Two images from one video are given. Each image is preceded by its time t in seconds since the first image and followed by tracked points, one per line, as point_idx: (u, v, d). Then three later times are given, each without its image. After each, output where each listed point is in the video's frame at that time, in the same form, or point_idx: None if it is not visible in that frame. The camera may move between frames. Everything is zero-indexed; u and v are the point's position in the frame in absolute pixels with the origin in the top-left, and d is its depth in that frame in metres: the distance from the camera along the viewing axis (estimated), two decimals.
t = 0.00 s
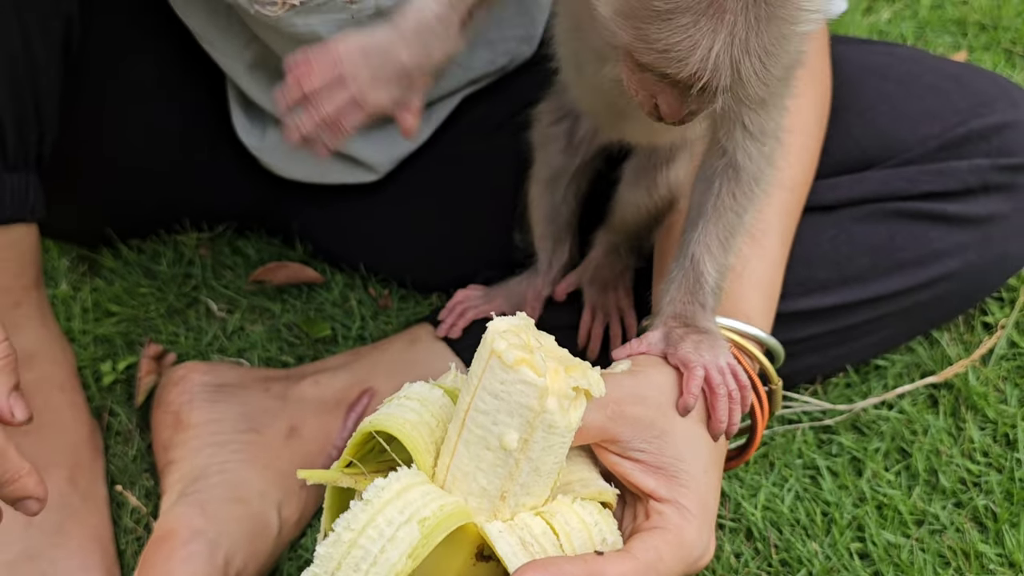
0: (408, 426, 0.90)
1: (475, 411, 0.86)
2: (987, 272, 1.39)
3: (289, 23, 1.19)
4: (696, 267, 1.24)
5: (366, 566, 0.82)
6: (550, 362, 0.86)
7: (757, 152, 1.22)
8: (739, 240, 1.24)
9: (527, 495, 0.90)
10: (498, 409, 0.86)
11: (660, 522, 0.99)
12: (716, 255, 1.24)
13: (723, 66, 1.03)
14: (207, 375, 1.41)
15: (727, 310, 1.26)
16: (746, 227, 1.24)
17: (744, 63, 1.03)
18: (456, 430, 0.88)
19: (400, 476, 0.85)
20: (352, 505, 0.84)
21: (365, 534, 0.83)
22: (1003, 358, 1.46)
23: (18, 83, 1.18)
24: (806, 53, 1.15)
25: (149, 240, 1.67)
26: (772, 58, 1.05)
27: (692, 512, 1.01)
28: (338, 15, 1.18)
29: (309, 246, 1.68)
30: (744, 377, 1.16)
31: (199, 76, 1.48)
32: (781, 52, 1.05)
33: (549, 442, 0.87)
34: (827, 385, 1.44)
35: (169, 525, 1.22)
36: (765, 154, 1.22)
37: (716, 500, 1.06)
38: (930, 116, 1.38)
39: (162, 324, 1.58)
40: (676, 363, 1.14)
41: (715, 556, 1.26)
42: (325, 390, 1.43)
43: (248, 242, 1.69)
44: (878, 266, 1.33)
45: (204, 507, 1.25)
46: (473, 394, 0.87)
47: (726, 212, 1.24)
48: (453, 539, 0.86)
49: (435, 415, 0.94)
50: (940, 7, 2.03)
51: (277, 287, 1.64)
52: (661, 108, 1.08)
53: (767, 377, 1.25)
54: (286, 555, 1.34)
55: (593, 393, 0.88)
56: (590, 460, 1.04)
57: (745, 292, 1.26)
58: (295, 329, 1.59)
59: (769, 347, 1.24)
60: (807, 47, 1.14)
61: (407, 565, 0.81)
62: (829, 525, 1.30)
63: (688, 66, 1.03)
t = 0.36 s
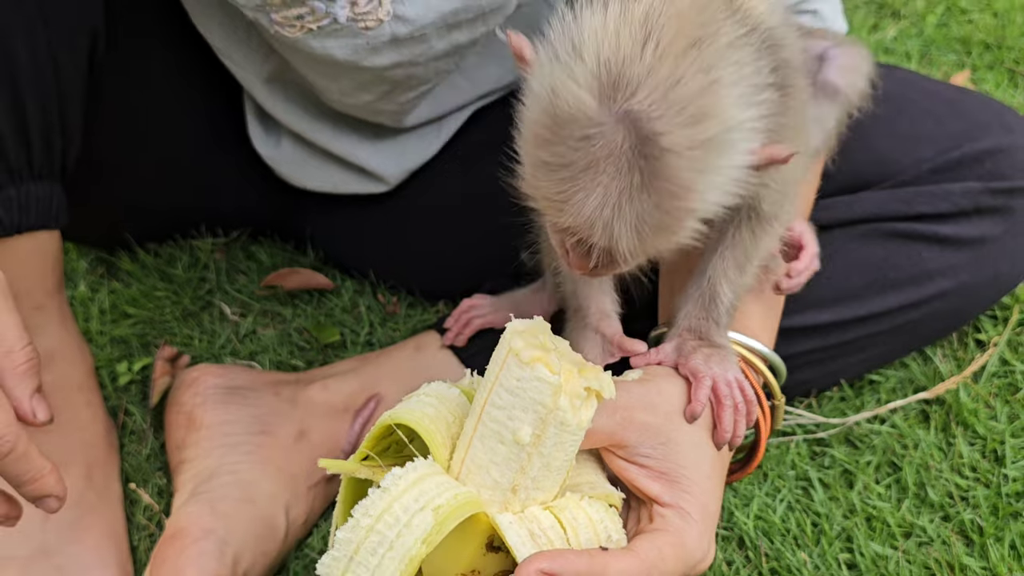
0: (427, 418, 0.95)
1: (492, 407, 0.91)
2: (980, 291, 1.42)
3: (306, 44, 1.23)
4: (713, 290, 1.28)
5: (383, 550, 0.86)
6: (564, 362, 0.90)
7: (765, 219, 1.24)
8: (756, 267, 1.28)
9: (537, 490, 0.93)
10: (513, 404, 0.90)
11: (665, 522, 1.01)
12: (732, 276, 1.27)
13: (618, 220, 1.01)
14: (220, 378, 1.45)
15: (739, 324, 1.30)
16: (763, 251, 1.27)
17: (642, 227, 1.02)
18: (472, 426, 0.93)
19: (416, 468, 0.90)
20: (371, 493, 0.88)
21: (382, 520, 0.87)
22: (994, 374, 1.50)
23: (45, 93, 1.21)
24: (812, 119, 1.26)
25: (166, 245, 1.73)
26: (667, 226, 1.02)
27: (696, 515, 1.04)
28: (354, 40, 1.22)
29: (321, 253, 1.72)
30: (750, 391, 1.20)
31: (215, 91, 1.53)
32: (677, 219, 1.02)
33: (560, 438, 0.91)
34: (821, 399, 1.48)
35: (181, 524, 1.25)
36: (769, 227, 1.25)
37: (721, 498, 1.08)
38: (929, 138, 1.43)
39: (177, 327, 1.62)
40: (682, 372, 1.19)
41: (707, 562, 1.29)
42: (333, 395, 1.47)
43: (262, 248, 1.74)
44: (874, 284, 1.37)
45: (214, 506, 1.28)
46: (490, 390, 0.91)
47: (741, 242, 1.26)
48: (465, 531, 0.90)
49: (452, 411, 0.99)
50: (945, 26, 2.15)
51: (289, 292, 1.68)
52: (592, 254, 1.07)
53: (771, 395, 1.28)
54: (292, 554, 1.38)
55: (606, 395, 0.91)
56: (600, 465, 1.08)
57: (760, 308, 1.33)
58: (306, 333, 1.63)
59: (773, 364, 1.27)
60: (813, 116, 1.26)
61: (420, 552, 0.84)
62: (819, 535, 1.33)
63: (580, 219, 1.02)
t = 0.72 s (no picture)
0: (426, 415, 0.97)
1: (489, 404, 0.94)
2: (975, 300, 1.44)
3: (309, 51, 1.26)
4: (716, 305, 1.29)
5: (379, 541, 0.88)
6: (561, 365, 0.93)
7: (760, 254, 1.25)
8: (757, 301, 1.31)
9: (530, 487, 0.96)
10: (511, 403, 0.93)
11: (653, 526, 1.03)
12: (738, 297, 1.29)
13: (533, 276, 0.99)
14: (224, 376, 1.48)
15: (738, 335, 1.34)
16: (772, 279, 1.29)
17: (557, 280, 0.99)
18: (469, 423, 0.95)
19: (414, 462, 0.92)
20: (367, 487, 0.90)
21: (378, 513, 0.89)
22: (988, 382, 1.53)
23: (54, 93, 1.23)
24: (814, 172, 1.23)
25: (172, 244, 1.75)
26: (589, 280, 1.00)
27: (686, 519, 1.06)
28: (355, 50, 1.25)
29: (326, 254, 1.75)
30: (745, 403, 1.21)
31: (219, 96, 1.55)
32: (598, 273, 1.00)
33: (555, 438, 0.93)
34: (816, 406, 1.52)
35: (183, 519, 1.27)
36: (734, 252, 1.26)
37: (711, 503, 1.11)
38: (924, 149, 1.49)
39: (182, 324, 1.64)
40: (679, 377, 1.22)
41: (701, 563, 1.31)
42: (334, 394, 1.49)
43: (267, 248, 1.77)
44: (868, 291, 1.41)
45: (216, 501, 1.30)
46: (489, 389, 0.94)
47: (739, 275, 1.29)
48: (459, 524, 0.93)
49: (450, 410, 1.01)
50: (948, 34, 2.19)
51: (294, 291, 1.71)
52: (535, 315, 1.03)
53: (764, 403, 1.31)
54: (293, 550, 1.40)
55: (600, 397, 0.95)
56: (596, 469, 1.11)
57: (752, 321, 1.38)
58: (309, 332, 1.65)
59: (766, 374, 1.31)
60: (815, 168, 1.23)
61: (415, 544, 0.86)
62: (811, 539, 1.35)
63: (504, 277, 1.00)
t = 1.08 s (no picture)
0: (430, 397, 0.97)
1: (491, 391, 0.94)
2: (978, 300, 1.46)
3: (317, 47, 1.26)
4: (724, 299, 1.29)
5: (381, 525, 0.88)
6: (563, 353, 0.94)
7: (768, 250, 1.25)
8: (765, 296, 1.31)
9: (531, 473, 0.96)
10: (512, 389, 0.93)
11: (652, 516, 1.04)
12: (746, 292, 1.29)
13: (515, 237, 1.00)
14: (228, 369, 1.48)
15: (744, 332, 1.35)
16: (780, 276, 1.29)
17: (538, 239, 0.99)
18: (471, 408, 0.95)
19: (415, 446, 0.92)
20: (367, 472, 0.91)
21: (378, 497, 0.89)
22: (990, 384, 1.54)
23: (63, 85, 1.24)
24: (823, 167, 1.22)
25: (178, 238, 1.76)
26: (570, 243, 1.00)
27: (685, 509, 1.07)
28: (362, 45, 1.25)
29: (331, 249, 1.75)
30: (746, 397, 1.23)
31: (226, 91, 1.55)
32: (579, 236, 1.00)
33: (556, 425, 0.93)
34: (819, 406, 1.53)
35: (187, 511, 1.28)
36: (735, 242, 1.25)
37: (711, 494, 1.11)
38: (928, 148, 1.49)
39: (187, 317, 1.65)
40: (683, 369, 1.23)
41: (701, 561, 1.32)
42: (339, 388, 1.49)
43: (273, 242, 1.77)
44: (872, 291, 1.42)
45: (219, 495, 1.31)
46: (490, 375, 0.94)
47: (749, 271, 1.28)
48: (459, 508, 0.93)
49: (455, 392, 1.01)
50: (955, 35, 2.19)
51: (298, 286, 1.71)
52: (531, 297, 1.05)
53: (767, 399, 1.31)
54: (295, 544, 1.40)
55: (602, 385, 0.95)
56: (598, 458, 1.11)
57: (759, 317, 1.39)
58: (313, 326, 1.66)
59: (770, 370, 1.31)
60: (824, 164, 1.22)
61: (416, 527, 0.86)
62: (812, 538, 1.36)
63: (494, 242, 1.03)
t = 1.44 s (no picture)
0: (425, 398, 0.98)
1: (486, 394, 0.95)
2: (982, 302, 1.45)
3: (320, 45, 1.26)
4: (721, 312, 1.29)
5: (371, 526, 0.88)
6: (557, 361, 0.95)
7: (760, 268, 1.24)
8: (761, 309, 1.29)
9: (523, 478, 0.96)
10: (505, 394, 0.94)
11: (644, 521, 1.04)
12: (741, 302, 1.28)
13: (482, 266, 0.96)
14: (232, 367, 1.48)
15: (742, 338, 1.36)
16: (775, 285, 1.27)
17: (502, 268, 0.95)
18: (466, 410, 0.96)
19: (408, 449, 0.93)
20: (360, 472, 0.91)
21: (371, 498, 0.89)
22: (995, 386, 1.55)
23: (65, 81, 1.24)
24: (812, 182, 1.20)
25: (183, 235, 1.76)
26: (538, 269, 0.95)
27: (677, 514, 1.06)
28: (365, 44, 1.26)
29: (336, 248, 1.75)
30: (742, 404, 1.23)
31: (229, 90, 1.56)
32: (546, 262, 0.95)
33: (549, 431, 0.94)
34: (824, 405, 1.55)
35: (190, 509, 1.28)
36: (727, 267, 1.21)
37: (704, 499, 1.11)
38: (934, 150, 1.49)
39: (191, 315, 1.65)
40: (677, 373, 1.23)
41: (704, 560, 1.32)
42: (342, 387, 1.49)
43: (277, 241, 1.77)
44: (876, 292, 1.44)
45: (222, 492, 1.31)
46: (485, 378, 0.96)
47: (741, 285, 1.27)
48: (452, 509, 0.93)
49: (451, 395, 1.02)
50: (962, 36, 2.19)
51: (303, 283, 1.71)
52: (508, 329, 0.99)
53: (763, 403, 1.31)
54: (298, 542, 1.40)
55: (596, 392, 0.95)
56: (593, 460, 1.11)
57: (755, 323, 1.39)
58: (318, 325, 1.66)
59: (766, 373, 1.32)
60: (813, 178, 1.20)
61: (406, 530, 0.86)
62: (815, 539, 1.36)
63: (465, 273, 0.99)
